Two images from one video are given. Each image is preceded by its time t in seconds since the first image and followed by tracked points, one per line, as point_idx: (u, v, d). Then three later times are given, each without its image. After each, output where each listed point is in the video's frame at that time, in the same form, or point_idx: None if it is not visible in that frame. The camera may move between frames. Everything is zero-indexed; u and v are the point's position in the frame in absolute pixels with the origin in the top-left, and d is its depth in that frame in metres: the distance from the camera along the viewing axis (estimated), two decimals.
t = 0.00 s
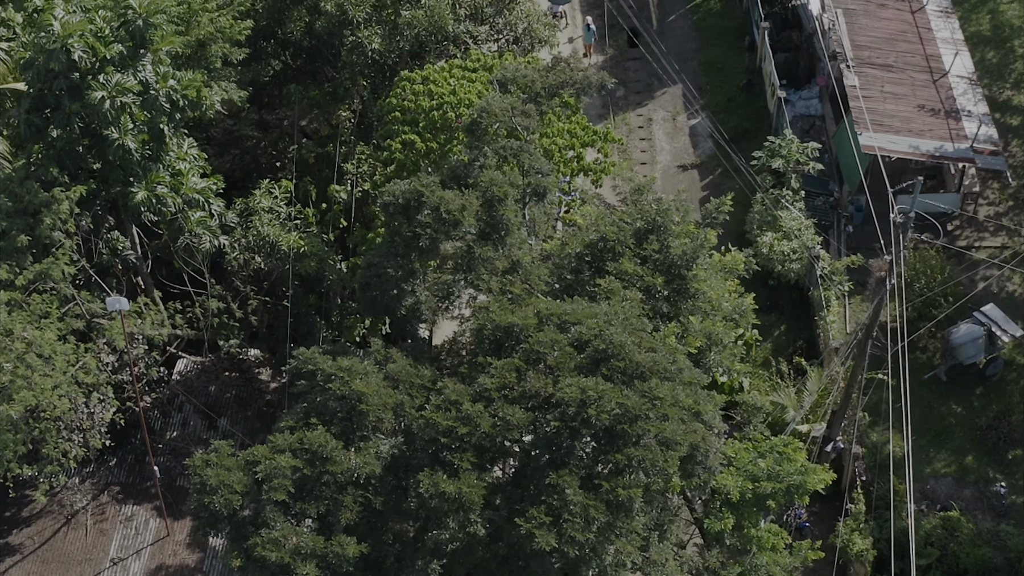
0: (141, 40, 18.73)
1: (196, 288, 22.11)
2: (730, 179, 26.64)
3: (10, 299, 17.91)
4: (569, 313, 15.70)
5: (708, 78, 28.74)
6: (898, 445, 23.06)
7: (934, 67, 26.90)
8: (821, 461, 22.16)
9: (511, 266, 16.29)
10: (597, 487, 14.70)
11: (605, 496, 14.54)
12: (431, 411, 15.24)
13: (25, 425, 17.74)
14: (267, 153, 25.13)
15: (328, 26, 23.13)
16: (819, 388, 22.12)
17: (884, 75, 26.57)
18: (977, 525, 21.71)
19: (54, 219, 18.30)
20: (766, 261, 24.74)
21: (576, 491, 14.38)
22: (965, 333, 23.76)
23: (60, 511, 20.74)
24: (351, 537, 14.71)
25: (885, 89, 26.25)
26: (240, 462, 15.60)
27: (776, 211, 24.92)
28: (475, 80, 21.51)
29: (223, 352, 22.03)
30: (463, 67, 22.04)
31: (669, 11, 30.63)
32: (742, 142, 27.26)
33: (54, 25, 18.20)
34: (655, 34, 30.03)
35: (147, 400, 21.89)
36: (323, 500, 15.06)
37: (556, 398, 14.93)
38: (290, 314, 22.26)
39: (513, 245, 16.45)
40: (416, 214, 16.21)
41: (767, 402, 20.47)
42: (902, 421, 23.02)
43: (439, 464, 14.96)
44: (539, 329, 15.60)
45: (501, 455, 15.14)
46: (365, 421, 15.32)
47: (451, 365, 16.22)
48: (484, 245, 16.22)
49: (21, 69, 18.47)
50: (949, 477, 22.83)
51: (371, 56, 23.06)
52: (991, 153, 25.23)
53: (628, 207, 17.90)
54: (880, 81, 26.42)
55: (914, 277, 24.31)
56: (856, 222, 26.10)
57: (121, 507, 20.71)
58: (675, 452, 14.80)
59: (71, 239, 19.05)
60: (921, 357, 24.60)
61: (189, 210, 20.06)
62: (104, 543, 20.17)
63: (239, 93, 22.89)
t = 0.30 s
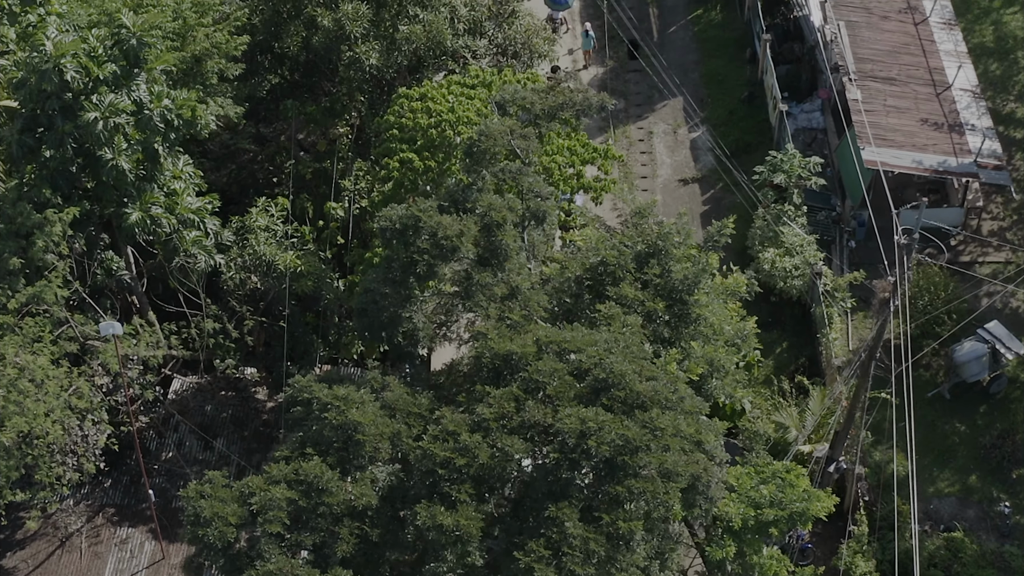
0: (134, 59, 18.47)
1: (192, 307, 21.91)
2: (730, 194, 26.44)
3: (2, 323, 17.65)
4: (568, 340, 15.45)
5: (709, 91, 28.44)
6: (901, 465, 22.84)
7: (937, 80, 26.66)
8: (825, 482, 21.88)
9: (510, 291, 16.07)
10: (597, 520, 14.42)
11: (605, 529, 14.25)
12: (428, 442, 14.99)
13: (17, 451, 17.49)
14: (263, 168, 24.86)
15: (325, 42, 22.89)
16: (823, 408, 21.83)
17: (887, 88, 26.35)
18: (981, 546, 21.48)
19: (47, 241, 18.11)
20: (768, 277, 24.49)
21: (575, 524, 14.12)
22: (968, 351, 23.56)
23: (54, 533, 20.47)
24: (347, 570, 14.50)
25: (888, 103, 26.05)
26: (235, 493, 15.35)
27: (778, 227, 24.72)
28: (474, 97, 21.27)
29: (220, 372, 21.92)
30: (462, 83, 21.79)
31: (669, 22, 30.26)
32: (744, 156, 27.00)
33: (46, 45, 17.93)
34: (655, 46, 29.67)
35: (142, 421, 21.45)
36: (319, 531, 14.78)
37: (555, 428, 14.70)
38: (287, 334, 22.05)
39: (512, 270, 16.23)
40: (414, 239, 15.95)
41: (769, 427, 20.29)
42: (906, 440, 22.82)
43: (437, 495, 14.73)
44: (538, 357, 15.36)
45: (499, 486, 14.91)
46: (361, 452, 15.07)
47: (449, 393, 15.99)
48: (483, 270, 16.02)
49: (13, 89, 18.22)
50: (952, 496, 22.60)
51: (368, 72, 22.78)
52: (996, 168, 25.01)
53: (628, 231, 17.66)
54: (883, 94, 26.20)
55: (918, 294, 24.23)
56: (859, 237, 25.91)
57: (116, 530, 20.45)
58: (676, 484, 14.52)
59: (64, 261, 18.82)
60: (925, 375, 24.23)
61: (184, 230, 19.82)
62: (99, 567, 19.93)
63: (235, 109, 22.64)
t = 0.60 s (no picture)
0: (128, 78, 18.23)
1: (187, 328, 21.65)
2: (732, 209, 26.23)
3: None
4: (568, 369, 15.21)
5: (710, 103, 28.14)
6: (905, 484, 22.60)
7: (941, 93, 26.39)
8: (827, 503, 21.48)
9: (508, 319, 15.84)
10: (597, 554, 14.14)
11: (605, 564, 13.96)
12: (425, 473, 14.74)
13: (9, 477, 17.23)
14: (260, 184, 24.59)
15: (323, 57, 22.65)
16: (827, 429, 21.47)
17: (890, 102, 26.08)
18: (985, 568, 21.23)
19: (39, 263, 17.86)
20: (770, 294, 24.18)
21: (575, 559, 13.84)
22: (972, 369, 23.24)
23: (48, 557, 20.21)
24: None
25: (891, 116, 25.80)
26: (230, 525, 15.09)
27: (781, 242, 24.47)
28: (473, 115, 21.03)
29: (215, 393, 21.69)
30: (460, 100, 21.54)
31: (671, 33, 29.82)
32: (745, 169, 26.76)
33: (39, 65, 17.75)
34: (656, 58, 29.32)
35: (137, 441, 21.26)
36: (315, 565, 14.53)
37: (554, 460, 14.46)
38: (281, 353, 21.57)
39: (511, 297, 16.00)
40: (411, 266, 15.71)
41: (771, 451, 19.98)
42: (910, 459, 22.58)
43: (434, 528, 14.48)
44: (538, 387, 15.12)
45: (497, 518, 14.67)
46: (358, 483, 14.83)
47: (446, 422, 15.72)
48: (481, 297, 15.82)
49: (5, 109, 17.99)
50: (956, 517, 22.34)
51: (366, 87, 22.53)
52: (1000, 183, 24.77)
53: (629, 254, 17.42)
54: (886, 108, 25.95)
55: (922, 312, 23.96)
56: (862, 252, 25.67)
57: (110, 553, 20.19)
58: (678, 517, 14.22)
59: (57, 284, 18.57)
60: (928, 393, 24.05)
61: (179, 250, 19.61)
62: None
63: (232, 125, 22.40)
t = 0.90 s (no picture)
0: (121, 102, 17.93)
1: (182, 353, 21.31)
2: (734, 226, 25.98)
3: None
4: (568, 404, 14.93)
5: (712, 118, 27.86)
6: (909, 508, 22.34)
7: (945, 109, 26.11)
8: (830, 529, 21.06)
9: (507, 351, 15.58)
10: None
11: None
12: (422, 511, 14.45)
13: None
14: (255, 203, 24.26)
15: (320, 76, 22.36)
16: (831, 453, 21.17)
17: (894, 118, 25.79)
18: None
19: (31, 290, 17.55)
20: (772, 314, 23.97)
21: None
22: (977, 391, 22.96)
23: None
24: None
25: (895, 133, 25.51)
26: (223, 563, 14.78)
27: (784, 262, 24.19)
28: (472, 136, 20.79)
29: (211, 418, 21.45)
30: (459, 120, 21.26)
31: (672, 47, 29.50)
32: (747, 186, 26.52)
33: (29, 90, 17.43)
34: (657, 71, 28.99)
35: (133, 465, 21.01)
36: None
37: (555, 498, 14.18)
38: (279, 378, 21.53)
39: (509, 329, 15.72)
40: (408, 297, 15.44)
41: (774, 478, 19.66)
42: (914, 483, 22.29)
43: (432, 568, 14.19)
44: (537, 423, 14.84)
45: (496, 558, 14.36)
46: (354, 521, 14.53)
47: (444, 456, 15.43)
48: (479, 330, 15.56)
49: None
50: (961, 541, 22.06)
51: (364, 106, 22.21)
52: (1005, 201, 24.50)
53: (630, 283, 17.14)
54: (890, 125, 25.66)
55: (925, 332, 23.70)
56: (865, 271, 25.40)
57: None
58: (680, 557, 13.83)
59: (49, 311, 18.26)
60: (932, 414, 23.76)
61: (174, 275, 19.23)
62: None
63: (227, 145, 22.11)
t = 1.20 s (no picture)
0: (113, 130, 17.61)
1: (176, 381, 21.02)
2: (737, 245, 25.73)
3: None
4: (568, 444, 14.60)
5: (714, 135, 27.53)
6: (914, 534, 22.07)
7: (950, 127, 25.80)
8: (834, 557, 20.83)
9: (506, 389, 15.26)
10: None
11: None
12: (419, 555, 14.14)
13: None
14: (251, 224, 23.86)
15: (316, 97, 22.05)
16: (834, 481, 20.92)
17: (898, 137, 25.47)
18: None
19: (21, 322, 17.21)
20: (775, 337, 23.69)
21: None
22: (983, 416, 22.66)
23: None
24: None
25: (899, 152, 25.19)
26: None
27: (787, 283, 23.90)
28: (470, 159, 20.45)
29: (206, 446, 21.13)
30: (458, 142, 20.90)
31: (672, 63, 28.96)
32: (749, 205, 26.23)
33: (19, 118, 17.09)
34: (658, 88, 28.54)
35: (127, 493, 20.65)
36: None
37: (555, 543, 13.88)
38: (274, 408, 21.04)
39: (508, 365, 15.41)
40: (404, 333, 15.13)
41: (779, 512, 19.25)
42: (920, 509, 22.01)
43: None
44: (537, 464, 14.52)
45: None
46: (349, 564, 14.22)
47: (442, 496, 15.12)
48: (478, 367, 15.26)
49: None
50: (966, 569, 21.76)
51: (361, 128, 21.88)
52: (1011, 222, 24.21)
53: (631, 316, 16.83)
54: (895, 144, 25.33)
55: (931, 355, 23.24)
56: (869, 291, 25.09)
57: None
58: None
59: (40, 343, 17.95)
60: (937, 439, 23.36)
61: (168, 303, 19.01)
62: None
63: (223, 167, 21.81)
